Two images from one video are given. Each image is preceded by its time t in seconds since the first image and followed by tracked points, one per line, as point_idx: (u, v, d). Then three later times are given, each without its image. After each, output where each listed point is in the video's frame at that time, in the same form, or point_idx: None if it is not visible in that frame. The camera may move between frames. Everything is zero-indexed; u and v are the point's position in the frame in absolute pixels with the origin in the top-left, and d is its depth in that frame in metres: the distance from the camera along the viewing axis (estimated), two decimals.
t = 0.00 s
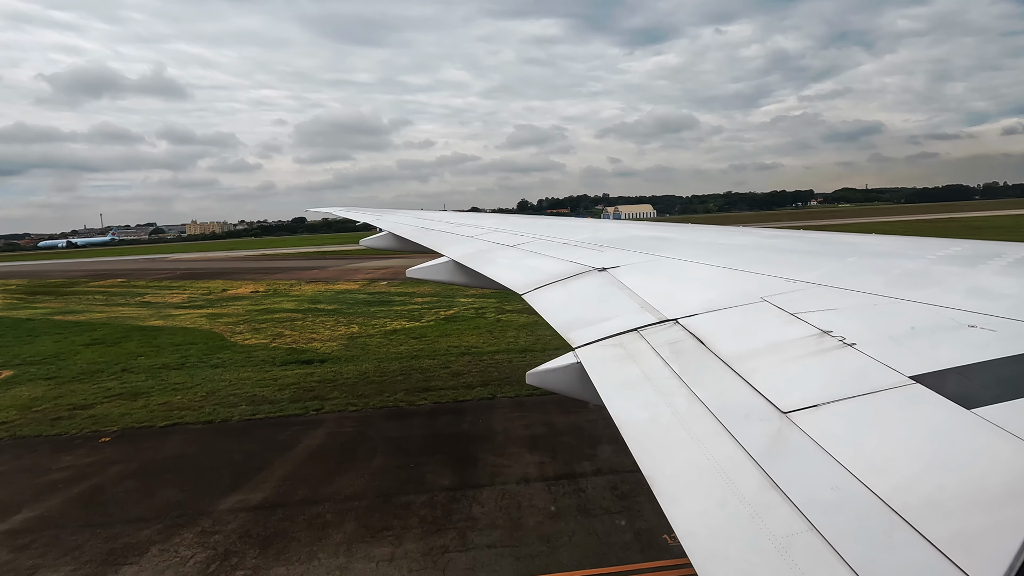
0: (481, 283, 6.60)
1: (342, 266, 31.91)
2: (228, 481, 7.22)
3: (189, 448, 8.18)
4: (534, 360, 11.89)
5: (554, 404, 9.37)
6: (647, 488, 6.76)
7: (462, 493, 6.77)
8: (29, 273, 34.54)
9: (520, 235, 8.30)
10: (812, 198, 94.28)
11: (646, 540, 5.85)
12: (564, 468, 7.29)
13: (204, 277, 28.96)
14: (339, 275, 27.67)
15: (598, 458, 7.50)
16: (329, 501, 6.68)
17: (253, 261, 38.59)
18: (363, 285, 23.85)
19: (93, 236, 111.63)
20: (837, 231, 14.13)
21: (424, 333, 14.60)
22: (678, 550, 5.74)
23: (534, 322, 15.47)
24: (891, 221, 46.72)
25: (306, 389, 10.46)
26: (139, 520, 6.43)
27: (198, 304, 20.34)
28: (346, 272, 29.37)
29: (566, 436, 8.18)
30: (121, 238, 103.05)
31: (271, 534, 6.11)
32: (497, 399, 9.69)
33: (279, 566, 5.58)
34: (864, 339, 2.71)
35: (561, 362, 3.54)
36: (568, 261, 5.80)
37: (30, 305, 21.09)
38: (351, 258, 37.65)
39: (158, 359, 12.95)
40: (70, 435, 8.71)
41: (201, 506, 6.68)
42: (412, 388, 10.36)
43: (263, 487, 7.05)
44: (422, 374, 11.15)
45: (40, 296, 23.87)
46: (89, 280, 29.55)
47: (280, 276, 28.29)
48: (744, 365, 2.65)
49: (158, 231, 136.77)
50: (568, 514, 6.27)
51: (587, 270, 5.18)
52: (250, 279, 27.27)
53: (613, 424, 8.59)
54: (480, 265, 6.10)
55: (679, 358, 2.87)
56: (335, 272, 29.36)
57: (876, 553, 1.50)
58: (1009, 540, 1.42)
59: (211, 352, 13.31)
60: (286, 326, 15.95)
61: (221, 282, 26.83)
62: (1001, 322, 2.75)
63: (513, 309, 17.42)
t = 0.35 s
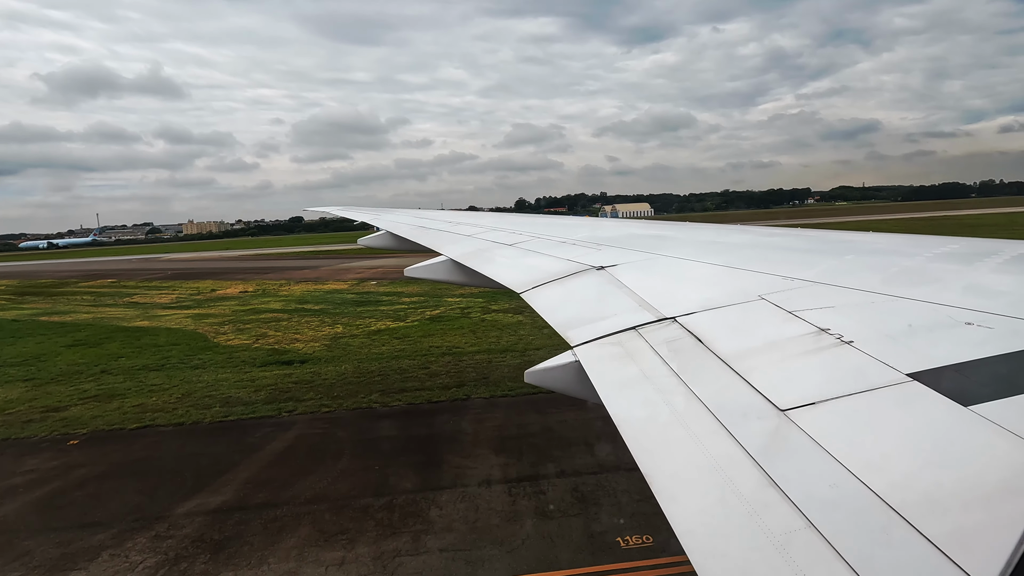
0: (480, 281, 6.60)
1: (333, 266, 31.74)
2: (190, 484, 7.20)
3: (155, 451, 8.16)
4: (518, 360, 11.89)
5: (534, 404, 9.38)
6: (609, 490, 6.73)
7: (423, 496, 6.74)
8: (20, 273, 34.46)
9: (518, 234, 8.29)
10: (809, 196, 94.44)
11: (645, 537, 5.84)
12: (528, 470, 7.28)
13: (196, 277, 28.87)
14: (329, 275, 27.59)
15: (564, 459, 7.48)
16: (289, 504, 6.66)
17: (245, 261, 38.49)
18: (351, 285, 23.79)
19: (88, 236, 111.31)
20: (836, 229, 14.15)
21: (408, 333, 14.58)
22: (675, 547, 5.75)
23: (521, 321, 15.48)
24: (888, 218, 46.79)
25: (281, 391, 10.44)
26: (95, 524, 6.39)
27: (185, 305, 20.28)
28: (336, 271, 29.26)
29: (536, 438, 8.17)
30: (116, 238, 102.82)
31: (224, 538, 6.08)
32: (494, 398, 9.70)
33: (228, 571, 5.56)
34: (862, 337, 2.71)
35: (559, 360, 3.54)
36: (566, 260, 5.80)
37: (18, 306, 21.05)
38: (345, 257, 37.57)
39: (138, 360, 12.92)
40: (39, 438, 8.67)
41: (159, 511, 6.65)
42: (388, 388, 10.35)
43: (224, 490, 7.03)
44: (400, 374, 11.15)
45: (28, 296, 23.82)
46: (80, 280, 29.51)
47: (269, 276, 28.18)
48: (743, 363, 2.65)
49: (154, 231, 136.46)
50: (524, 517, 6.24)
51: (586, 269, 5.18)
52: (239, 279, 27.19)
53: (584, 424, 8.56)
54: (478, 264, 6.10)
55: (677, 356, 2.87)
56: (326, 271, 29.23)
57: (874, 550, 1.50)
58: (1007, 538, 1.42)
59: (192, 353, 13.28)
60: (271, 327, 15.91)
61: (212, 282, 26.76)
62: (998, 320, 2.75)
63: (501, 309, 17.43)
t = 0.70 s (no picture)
0: (478, 280, 6.60)
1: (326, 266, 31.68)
2: (153, 488, 7.16)
3: (124, 454, 8.12)
4: (501, 360, 11.87)
5: (514, 405, 9.38)
6: (572, 493, 6.67)
7: (385, 499, 6.70)
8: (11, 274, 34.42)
9: (517, 233, 8.29)
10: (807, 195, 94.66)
11: (644, 536, 5.85)
12: (493, 472, 7.24)
13: (188, 278, 28.81)
14: (320, 275, 27.53)
15: (531, 461, 7.45)
16: (250, 508, 6.63)
17: (237, 261, 38.36)
18: (341, 286, 23.78)
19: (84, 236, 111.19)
20: (835, 228, 14.17)
21: (393, 334, 14.56)
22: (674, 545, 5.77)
23: (508, 322, 15.47)
24: (885, 217, 46.82)
25: (258, 392, 10.41)
26: (53, 528, 6.35)
27: (174, 305, 20.20)
28: (328, 271, 29.18)
29: (506, 439, 8.13)
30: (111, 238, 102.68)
31: (179, 543, 6.05)
32: (492, 398, 9.72)
33: None
34: (859, 335, 2.72)
35: (557, 359, 3.54)
36: (564, 258, 5.82)
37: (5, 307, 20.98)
38: (339, 257, 37.54)
39: (120, 361, 12.88)
40: (10, 441, 8.62)
41: (119, 515, 6.60)
42: (365, 390, 10.33)
43: (186, 494, 6.99)
44: (379, 375, 11.13)
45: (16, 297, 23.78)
46: (71, 281, 29.45)
47: (260, 276, 28.08)
48: (742, 362, 2.65)
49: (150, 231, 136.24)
50: (483, 520, 6.19)
51: (584, 267, 5.19)
52: (230, 280, 27.10)
53: (557, 425, 8.52)
54: (477, 263, 6.10)
55: (676, 355, 2.88)
56: (318, 272, 29.15)
57: (872, 547, 1.50)
58: (1005, 535, 1.42)
59: (175, 355, 13.25)
60: (257, 327, 15.89)
61: (202, 282, 26.66)
62: (995, 317, 2.76)
63: (488, 309, 17.42)
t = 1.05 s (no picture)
0: (477, 280, 6.59)
1: (320, 266, 31.61)
2: (118, 491, 7.12)
3: (96, 457, 8.08)
4: (483, 361, 11.86)
5: (493, 406, 9.37)
6: (535, 496, 6.64)
7: (348, 502, 6.66)
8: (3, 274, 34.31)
9: (517, 232, 8.29)
10: (805, 194, 94.73)
11: (643, 535, 5.86)
12: (460, 475, 7.20)
13: (181, 278, 28.73)
14: (312, 276, 27.47)
15: (499, 464, 7.40)
16: (212, 512, 6.59)
17: (231, 260, 38.26)
18: (330, 286, 23.80)
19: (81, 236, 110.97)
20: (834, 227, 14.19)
21: (378, 334, 14.54)
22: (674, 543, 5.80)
23: (494, 322, 15.46)
24: (883, 216, 46.88)
25: (237, 394, 10.39)
26: (14, 533, 6.32)
27: (163, 306, 20.14)
28: (320, 272, 29.10)
29: (477, 441, 8.10)
30: (108, 238, 102.49)
31: (137, 547, 6.02)
32: (490, 398, 9.73)
33: None
34: (859, 334, 2.72)
35: (557, 359, 3.54)
36: (563, 257, 5.82)
37: None
38: (333, 257, 37.45)
39: (103, 363, 12.85)
40: None
41: (81, 518, 6.56)
42: (343, 391, 10.30)
43: (151, 498, 6.95)
44: (359, 377, 11.11)
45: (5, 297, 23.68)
46: (62, 282, 29.29)
47: (253, 276, 27.99)
48: (741, 361, 2.65)
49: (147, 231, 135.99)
50: (444, 524, 6.15)
51: (583, 266, 5.20)
52: (222, 280, 27.01)
53: (531, 427, 8.49)
54: (476, 262, 6.11)
55: (675, 354, 2.88)
56: (310, 272, 29.06)
57: (871, 545, 1.51)
58: (1002, 533, 1.42)
59: (158, 356, 13.22)
60: (244, 328, 15.86)
61: (195, 283, 26.59)
62: (993, 316, 2.77)
63: (476, 309, 17.40)
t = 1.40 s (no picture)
0: (477, 280, 6.57)
1: (314, 266, 31.58)
2: (86, 495, 7.07)
3: (69, 459, 8.03)
4: (467, 362, 11.83)
5: (472, 407, 9.36)
6: (502, 499, 6.61)
7: (315, 506, 6.63)
8: None
9: (516, 232, 8.28)
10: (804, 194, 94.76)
11: (643, 535, 5.89)
12: (430, 478, 7.16)
13: (175, 279, 28.69)
14: (306, 276, 27.40)
15: (470, 467, 7.38)
16: (177, 515, 6.56)
17: (226, 261, 38.16)
18: (322, 286, 23.82)
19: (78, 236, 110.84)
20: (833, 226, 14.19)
21: (365, 335, 14.52)
22: (674, 543, 5.84)
23: (482, 323, 15.44)
24: (882, 215, 46.87)
25: (218, 395, 10.37)
26: None
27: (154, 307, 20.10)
28: (315, 272, 29.06)
29: (451, 443, 8.08)
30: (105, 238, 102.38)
31: (99, 552, 5.98)
32: (489, 398, 9.73)
33: None
34: (859, 333, 2.72)
35: (557, 359, 3.54)
36: (562, 257, 5.82)
37: None
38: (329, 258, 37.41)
39: (88, 364, 12.82)
40: None
41: (46, 523, 6.52)
42: (324, 393, 10.28)
43: (118, 501, 6.90)
44: (342, 378, 11.07)
45: None
46: (55, 282, 29.26)
47: (246, 277, 27.93)
48: (740, 360, 2.65)
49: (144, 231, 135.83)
50: (408, 528, 6.12)
51: (582, 266, 5.19)
52: (215, 281, 26.94)
53: (506, 429, 8.47)
54: (476, 262, 6.11)
55: (675, 353, 2.88)
56: (302, 272, 28.99)
57: (870, 544, 1.51)
58: (1003, 532, 1.42)
59: (144, 357, 13.19)
60: (233, 329, 15.83)
61: (189, 283, 26.53)
62: (991, 315, 2.78)
63: (465, 310, 17.37)
